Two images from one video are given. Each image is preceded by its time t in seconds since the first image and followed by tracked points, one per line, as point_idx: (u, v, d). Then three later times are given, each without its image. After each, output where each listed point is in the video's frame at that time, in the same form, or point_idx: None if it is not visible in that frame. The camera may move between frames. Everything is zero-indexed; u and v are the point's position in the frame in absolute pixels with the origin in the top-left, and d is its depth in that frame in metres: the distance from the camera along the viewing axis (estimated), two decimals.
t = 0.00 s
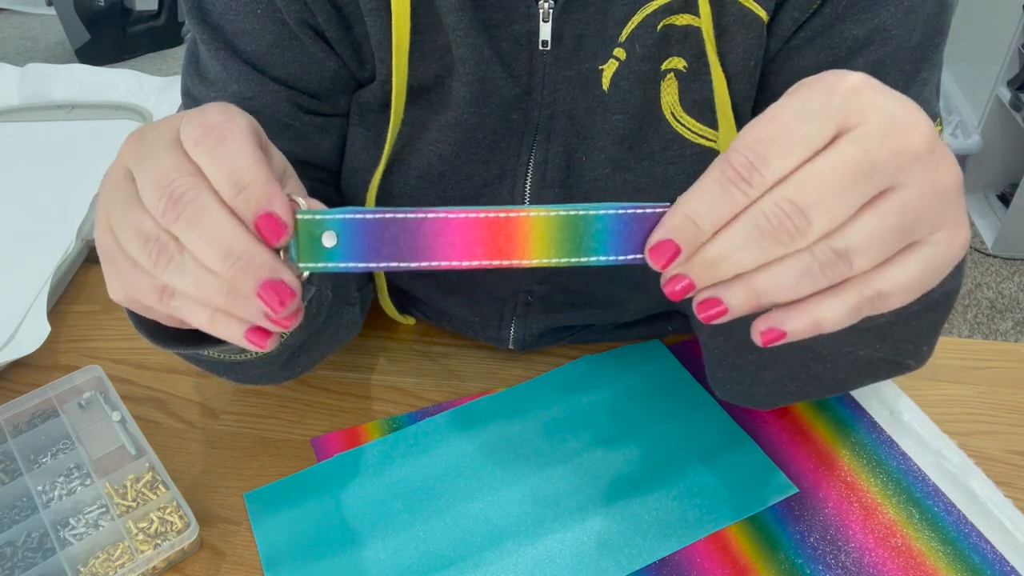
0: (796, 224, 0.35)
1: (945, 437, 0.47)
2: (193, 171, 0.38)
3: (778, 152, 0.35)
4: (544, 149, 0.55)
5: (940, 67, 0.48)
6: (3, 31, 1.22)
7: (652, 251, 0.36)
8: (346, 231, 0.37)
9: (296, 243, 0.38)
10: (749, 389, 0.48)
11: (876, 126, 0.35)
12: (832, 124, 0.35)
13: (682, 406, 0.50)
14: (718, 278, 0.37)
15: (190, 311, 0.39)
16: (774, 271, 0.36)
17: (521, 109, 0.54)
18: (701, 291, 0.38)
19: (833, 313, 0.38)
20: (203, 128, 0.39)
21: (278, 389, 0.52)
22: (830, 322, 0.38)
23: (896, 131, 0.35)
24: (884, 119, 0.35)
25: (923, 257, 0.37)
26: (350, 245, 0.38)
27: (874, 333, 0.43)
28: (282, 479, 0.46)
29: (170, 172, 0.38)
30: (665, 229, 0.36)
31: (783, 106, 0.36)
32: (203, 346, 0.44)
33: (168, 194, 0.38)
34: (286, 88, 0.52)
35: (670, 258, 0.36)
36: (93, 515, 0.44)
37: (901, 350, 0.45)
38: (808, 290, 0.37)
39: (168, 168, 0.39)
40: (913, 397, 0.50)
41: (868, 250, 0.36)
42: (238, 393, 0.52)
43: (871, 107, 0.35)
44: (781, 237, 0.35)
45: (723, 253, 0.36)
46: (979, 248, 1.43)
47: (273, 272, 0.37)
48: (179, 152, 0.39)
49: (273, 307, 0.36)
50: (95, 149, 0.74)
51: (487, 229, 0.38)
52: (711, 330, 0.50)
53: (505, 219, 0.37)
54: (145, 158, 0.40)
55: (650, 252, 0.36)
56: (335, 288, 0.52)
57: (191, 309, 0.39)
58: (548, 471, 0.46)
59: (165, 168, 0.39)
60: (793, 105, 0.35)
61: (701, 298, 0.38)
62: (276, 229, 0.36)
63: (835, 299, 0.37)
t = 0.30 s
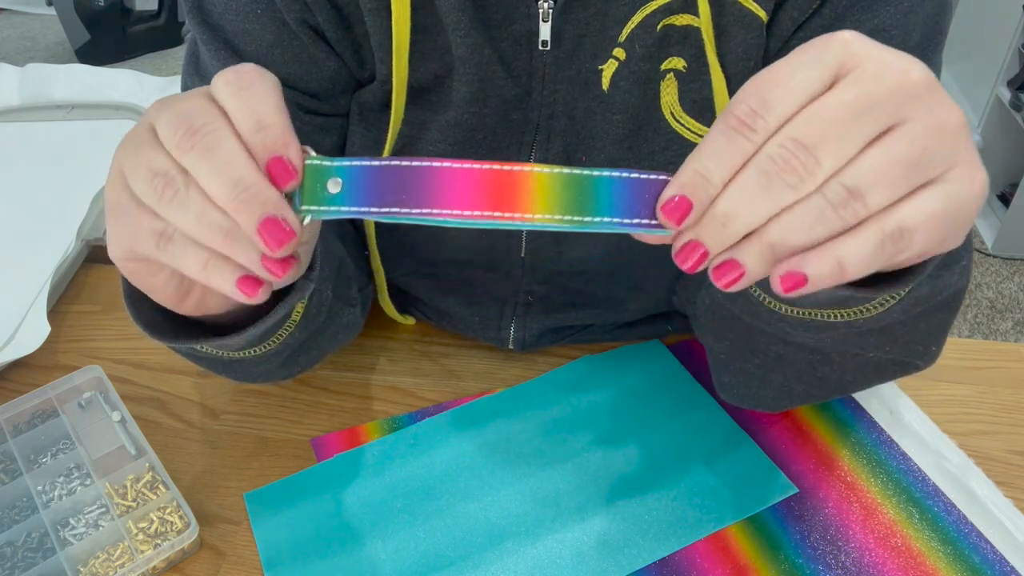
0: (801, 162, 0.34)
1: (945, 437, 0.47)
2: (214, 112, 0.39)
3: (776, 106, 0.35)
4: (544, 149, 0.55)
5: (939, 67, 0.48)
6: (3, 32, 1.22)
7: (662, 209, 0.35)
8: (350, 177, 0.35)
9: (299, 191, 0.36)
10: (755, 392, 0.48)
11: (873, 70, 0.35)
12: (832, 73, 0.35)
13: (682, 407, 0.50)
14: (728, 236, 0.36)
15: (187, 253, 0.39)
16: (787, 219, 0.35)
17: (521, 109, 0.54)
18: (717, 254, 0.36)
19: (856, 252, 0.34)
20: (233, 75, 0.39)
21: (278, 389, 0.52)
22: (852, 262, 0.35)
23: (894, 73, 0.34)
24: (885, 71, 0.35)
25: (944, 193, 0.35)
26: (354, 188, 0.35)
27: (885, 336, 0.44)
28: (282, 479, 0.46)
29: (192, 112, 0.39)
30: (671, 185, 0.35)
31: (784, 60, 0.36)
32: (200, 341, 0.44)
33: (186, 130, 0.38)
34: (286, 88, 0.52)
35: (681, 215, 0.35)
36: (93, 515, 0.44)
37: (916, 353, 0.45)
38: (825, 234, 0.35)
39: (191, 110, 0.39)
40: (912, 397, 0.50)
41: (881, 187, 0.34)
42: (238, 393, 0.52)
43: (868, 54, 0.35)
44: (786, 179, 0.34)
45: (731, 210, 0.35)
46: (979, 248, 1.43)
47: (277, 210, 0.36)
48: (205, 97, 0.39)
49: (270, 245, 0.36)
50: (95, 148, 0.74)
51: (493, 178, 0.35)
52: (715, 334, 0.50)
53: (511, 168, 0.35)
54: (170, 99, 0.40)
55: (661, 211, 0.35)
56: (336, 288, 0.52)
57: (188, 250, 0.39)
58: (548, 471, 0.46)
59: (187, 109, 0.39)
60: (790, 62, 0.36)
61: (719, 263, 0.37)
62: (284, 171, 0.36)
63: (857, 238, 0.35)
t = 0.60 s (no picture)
0: (797, 157, 0.34)
1: (945, 437, 0.47)
2: (214, 104, 0.39)
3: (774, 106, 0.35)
4: (544, 149, 0.55)
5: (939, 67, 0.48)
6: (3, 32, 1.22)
7: (660, 202, 0.35)
8: (347, 167, 0.35)
9: (296, 181, 0.36)
10: (756, 393, 0.48)
11: (869, 64, 0.35)
12: (829, 69, 0.35)
13: (683, 407, 0.50)
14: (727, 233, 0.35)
15: (182, 243, 0.39)
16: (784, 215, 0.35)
17: (521, 109, 0.54)
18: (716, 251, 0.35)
19: (856, 245, 0.34)
20: (237, 69, 0.39)
21: (278, 389, 0.52)
22: (851, 254, 0.34)
23: (890, 68, 0.35)
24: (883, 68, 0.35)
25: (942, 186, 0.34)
26: (351, 179, 0.35)
27: (886, 336, 0.44)
28: (283, 479, 0.46)
29: (193, 103, 0.39)
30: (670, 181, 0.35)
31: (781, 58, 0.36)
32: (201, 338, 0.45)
33: (186, 121, 0.38)
34: (287, 88, 0.52)
35: (681, 210, 0.35)
36: (93, 515, 0.44)
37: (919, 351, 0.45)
38: (819, 229, 0.34)
39: (192, 101, 0.39)
40: (912, 396, 0.50)
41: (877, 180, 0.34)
42: (238, 393, 0.52)
43: (865, 50, 0.35)
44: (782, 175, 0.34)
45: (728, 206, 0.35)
46: (979, 248, 1.43)
47: (271, 198, 0.36)
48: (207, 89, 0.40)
49: (264, 235, 0.35)
50: (96, 148, 0.74)
51: (490, 171, 0.35)
52: (716, 336, 0.50)
53: (507, 160, 0.35)
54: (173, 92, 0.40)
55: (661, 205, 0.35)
56: (335, 289, 0.52)
57: (184, 240, 0.39)
58: (548, 471, 0.46)
59: (188, 100, 0.39)
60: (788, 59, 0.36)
61: (718, 258, 0.36)
62: (281, 162, 0.36)
63: (855, 231, 0.34)
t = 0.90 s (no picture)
0: (796, 155, 0.34)
1: (945, 437, 0.47)
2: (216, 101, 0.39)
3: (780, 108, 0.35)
4: (545, 149, 0.55)
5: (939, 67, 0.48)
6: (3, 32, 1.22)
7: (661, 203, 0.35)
8: (347, 165, 0.35)
9: (296, 180, 0.36)
10: (756, 393, 0.48)
11: (869, 63, 0.35)
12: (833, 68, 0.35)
13: (683, 407, 0.50)
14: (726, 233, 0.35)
15: (182, 242, 0.39)
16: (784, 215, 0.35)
17: (521, 109, 0.54)
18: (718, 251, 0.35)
19: (854, 242, 0.34)
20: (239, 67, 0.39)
21: (278, 389, 0.52)
22: (852, 252, 0.34)
23: (889, 66, 0.35)
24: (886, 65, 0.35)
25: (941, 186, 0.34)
26: (351, 178, 0.35)
27: (886, 334, 0.44)
28: (282, 479, 0.46)
29: (193, 101, 0.39)
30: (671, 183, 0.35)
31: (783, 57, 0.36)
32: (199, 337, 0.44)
33: (187, 118, 0.38)
34: (288, 88, 0.52)
35: (681, 209, 0.35)
36: (93, 515, 0.44)
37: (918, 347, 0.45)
38: (819, 228, 0.34)
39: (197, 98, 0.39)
40: (912, 397, 0.50)
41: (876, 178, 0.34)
42: (238, 393, 0.52)
43: (865, 49, 0.35)
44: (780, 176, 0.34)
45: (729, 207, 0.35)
46: (979, 248, 1.43)
47: (270, 196, 0.35)
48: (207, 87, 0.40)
49: (264, 233, 0.35)
50: (96, 148, 0.74)
51: (489, 169, 0.35)
52: (717, 335, 0.50)
53: (507, 159, 0.35)
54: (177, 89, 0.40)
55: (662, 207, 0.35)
56: (335, 288, 0.52)
57: (184, 239, 0.39)
58: (548, 471, 0.46)
59: (189, 98, 0.39)
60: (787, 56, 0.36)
61: (718, 255, 0.36)
62: (281, 160, 0.36)
63: (857, 228, 0.34)
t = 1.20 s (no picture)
0: (844, 201, 0.33)
1: (945, 437, 0.47)
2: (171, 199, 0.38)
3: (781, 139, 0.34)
4: (544, 148, 0.55)
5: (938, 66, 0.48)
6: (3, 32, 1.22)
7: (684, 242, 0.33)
8: (358, 272, 0.37)
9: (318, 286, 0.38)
10: (740, 396, 0.48)
11: (887, 114, 0.34)
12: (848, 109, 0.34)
13: (683, 407, 0.50)
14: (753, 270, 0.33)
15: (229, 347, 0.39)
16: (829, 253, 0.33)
17: (519, 108, 0.54)
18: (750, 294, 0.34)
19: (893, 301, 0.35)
20: (184, 153, 0.38)
21: (278, 389, 0.52)
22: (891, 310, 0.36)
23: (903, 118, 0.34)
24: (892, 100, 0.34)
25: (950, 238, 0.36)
26: (366, 283, 0.37)
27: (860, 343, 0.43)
28: (283, 479, 0.46)
29: (150, 207, 0.38)
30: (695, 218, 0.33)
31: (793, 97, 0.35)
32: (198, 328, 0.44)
33: (159, 235, 0.37)
34: (285, 87, 0.52)
35: (703, 248, 0.33)
36: (93, 515, 0.44)
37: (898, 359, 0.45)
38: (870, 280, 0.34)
39: (146, 198, 0.38)
40: (913, 397, 0.50)
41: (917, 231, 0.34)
42: (238, 393, 0.52)
43: (881, 97, 0.34)
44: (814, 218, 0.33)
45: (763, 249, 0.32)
46: (979, 248, 1.43)
47: (307, 313, 0.37)
48: (154, 178, 0.38)
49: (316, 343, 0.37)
50: (96, 148, 0.74)
51: (489, 265, 0.35)
52: (700, 339, 0.51)
53: (506, 256, 0.35)
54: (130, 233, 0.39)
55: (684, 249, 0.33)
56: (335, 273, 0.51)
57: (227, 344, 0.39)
58: (548, 471, 0.46)
59: (144, 202, 0.38)
60: (799, 98, 0.34)
61: (750, 302, 0.34)
62: (299, 278, 0.37)
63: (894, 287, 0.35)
